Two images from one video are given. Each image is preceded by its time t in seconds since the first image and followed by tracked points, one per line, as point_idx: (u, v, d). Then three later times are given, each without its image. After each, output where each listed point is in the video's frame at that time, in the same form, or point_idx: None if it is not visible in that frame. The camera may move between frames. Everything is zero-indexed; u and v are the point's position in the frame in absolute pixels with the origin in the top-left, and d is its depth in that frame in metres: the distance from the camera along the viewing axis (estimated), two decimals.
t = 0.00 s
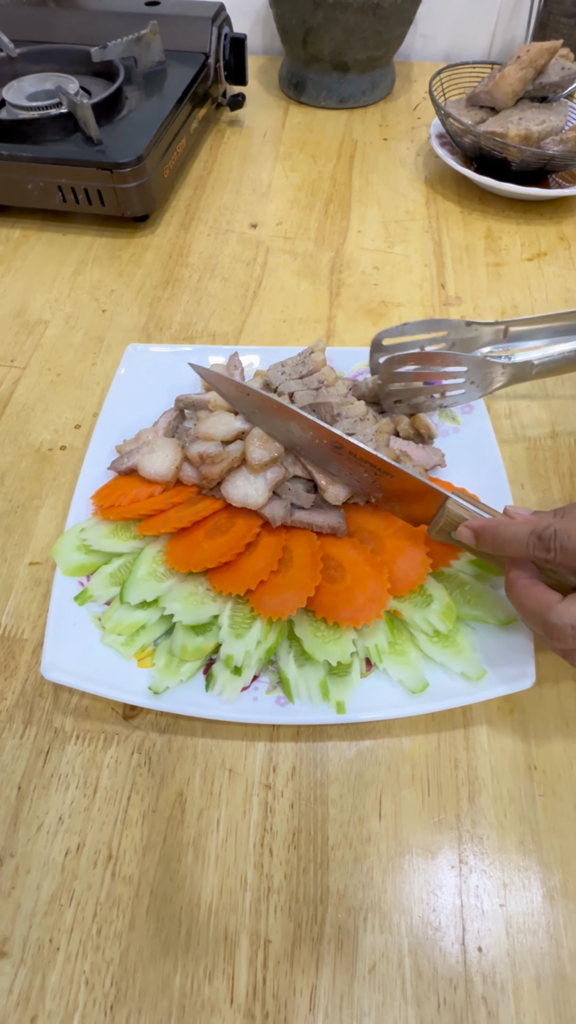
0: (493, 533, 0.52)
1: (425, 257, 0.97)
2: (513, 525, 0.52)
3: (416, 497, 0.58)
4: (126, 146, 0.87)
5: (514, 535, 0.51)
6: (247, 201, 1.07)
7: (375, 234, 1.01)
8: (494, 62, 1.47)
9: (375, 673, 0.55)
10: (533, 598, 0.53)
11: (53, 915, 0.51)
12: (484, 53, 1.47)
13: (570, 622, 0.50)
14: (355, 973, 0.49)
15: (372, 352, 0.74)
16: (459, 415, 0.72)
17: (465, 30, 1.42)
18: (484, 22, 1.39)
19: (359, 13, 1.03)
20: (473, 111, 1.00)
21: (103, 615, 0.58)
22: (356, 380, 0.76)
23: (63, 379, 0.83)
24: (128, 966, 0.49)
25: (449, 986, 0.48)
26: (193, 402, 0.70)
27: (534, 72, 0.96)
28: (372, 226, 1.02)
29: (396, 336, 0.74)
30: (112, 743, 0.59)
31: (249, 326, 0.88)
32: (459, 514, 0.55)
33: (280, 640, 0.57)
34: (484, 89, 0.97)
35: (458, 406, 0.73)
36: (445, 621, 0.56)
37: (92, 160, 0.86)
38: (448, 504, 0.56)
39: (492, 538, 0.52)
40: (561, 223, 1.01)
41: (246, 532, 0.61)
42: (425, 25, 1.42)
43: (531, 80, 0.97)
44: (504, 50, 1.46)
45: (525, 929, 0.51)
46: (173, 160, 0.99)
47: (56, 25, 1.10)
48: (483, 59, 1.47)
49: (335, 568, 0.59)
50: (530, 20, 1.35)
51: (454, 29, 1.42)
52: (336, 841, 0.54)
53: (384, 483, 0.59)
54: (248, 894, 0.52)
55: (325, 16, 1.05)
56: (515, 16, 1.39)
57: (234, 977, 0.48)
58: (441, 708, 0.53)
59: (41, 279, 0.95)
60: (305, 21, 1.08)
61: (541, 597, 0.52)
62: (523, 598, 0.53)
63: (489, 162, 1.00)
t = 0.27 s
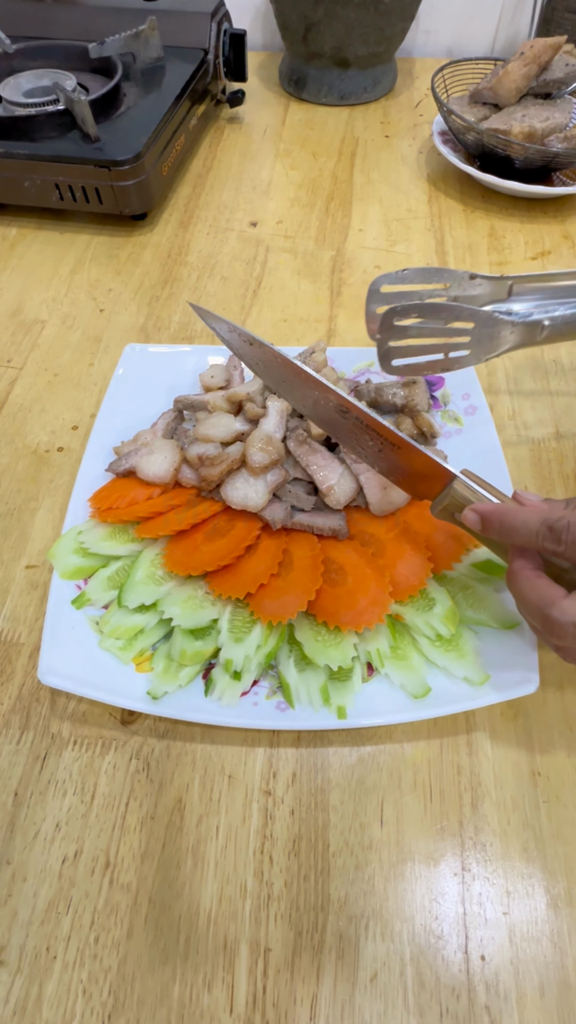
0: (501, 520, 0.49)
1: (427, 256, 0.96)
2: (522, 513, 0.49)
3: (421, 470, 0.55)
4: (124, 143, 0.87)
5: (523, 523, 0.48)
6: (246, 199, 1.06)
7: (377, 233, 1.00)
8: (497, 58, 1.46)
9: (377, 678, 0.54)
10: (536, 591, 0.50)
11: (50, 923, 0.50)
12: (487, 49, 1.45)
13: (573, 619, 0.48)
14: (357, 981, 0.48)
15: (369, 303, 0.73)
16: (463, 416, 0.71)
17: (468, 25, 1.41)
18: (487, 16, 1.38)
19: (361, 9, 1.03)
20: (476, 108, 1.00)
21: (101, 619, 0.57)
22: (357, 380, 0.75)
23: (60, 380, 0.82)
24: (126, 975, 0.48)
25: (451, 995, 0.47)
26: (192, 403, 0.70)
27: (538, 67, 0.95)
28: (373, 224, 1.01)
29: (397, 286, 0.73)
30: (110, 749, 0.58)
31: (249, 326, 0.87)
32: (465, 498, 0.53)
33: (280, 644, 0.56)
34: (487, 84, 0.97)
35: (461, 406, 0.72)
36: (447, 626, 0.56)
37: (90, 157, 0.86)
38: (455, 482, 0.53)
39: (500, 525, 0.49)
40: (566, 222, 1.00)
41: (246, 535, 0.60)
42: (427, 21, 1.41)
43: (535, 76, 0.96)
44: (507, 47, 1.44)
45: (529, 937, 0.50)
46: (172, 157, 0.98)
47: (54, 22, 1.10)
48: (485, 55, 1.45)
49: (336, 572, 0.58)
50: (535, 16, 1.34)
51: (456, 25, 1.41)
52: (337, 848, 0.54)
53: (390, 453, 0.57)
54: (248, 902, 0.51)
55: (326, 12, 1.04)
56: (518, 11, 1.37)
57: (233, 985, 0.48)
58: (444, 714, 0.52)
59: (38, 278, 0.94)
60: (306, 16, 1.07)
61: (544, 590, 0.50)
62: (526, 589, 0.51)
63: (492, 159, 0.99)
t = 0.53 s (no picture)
0: (542, 562, 0.49)
1: (429, 255, 0.95)
2: (564, 551, 0.49)
3: (453, 508, 0.52)
4: (123, 140, 0.86)
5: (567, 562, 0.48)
6: (246, 197, 1.05)
7: (379, 231, 0.99)
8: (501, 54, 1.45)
9: (378, 683, 0.54)
10: None
11: (47, 931, 0.49)
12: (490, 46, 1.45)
13: None
14: (358, 990, 0.47)
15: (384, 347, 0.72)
16: (465, 416, 0.70)
17: (471, 21, 1.39)
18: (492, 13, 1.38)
19: (362, 4, 1.02)
20: (479, 105, 0.99)
21: (98, 623, 0.56)
22: (359, 381, 0.74)
23: (57, 381, 0.81)
24: (124, 983, 0.47)
25: (454, 1004, 0.47)
26: (191, 404, 0.69)
27: (542, 64, 0.94)
28: (375, 223, 1.01)
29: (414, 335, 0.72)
30: (107, 755, 0.57)
31: (249, 326, 0.86)
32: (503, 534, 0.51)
33: (280, 649, 0.55)
34: (490, 81, 0.97)
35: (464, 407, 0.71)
36: (450, 629, 0.55)
37: (87, 154, 0.85)
38: (493, 523, 0.51)
39: (542, 567, 0.49)
40: (569, 220, 0.99)
41: (245, 538, 0.59)
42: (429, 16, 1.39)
43: (538, 73, 0.96)
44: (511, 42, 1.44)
45: (532, 945, 0.49)
46: (171, 155, 0.98)
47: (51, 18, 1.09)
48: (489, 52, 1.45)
49: (337, 575, 0.57)
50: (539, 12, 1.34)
51: (458, 21, 1.40)
52: (338, 855, 0.53)
53: (419, 492, 0.53)
54: (248, 910, 0.50)
55: (327, 7, 1.03)
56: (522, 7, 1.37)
57: (233, 994, 0.47)
58: (446, 719, 0.51)
59: (35, 278, 0.93)
60: (306, 12, 1.06)
61: None
62: None
63: (495, 157, 0.98)
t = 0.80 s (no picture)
0: None
1: (432, 254, 0.95)
2: None
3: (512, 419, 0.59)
4: (121, 138, 0.85)
5: None
6: (246, 196, 1.04)
7: (380, 230, 0.99)
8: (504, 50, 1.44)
9: (380, 688, 0.53)
10: None
11: (44, 939, 0.49)
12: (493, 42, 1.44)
13: None
14: (359, 1000, 0.46)
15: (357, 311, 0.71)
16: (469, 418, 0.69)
17: (474, 17, 1.39)
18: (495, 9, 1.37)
19: None
20: (482, 101, 0.99)
21: (96, 627, 0.55)
22: (361, 381, 0.73)
23: (54, 381, 0.80)
24: (123, 992, 0.47)
25: (456, 1014, 0.46)
26: (190, 405, 0.68)
27: (546, 59, 0.94)
28: (376, 221, 1.00)
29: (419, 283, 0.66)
30: (105, 761, 0.57)
31: (248, 326, 0.86)
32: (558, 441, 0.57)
33: (281, 653, 0.54)
34: (493, 77, 0.96)
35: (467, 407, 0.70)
36: (452, 634, 0.54)
37: (85, 151, 0.84)
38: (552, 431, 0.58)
39: None
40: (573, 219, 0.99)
41: (245, 541, 0.58)
42: (431, 12, 1.38)
43: (542, 69, 0.95)
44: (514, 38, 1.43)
45: (536, 954, 0.48)
46: (170, 152, 0.97)
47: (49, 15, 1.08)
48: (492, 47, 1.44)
49: (338, 578, 0.57)
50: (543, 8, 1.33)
51: (461, 18, 1.39)
52: (339, 862, 0.52)
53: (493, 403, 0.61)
54: (247, 918, 0.50)
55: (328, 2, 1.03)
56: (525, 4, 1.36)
57: (233, 1003, 0.46)
58: (449, 725, 0.50)
59: (32, 277, 0.92)
60: (307, 7, 1.06)
61: None
62: None
63: (498, 155, 0.97)
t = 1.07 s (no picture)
0: None
1: (434, 253, 0.94)
2: None
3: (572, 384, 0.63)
4: (119, 135, 0.85)
5: None
6: (246, 194, 1.04)
7: (382, 228, 0.98)
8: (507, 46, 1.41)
9: (382, 693, 0.52)
10: None
11: (41, 947, 0.48)
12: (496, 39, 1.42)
13: None
14: (361, 1009, 0.46)
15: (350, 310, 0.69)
16: (471, 420, 0.69)
17: (476, 14, 1.37)
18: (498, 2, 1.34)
19: None
20: (485, 98, 0.98)
21: (94, 631, 0.55)
22: (362, 381, 0.73)
23: (52, 382, 0.80)
24: (120, 1001, 0.46)
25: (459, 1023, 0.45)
26: (189, 406, 0.67)
27: (549, 57, 0.93)
28: (378, 219, 0.99)
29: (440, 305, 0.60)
30: (103, 766, 0.56)
31: (248, 326, 0.85)
32: None
33: (281, 657, 0.53)
34: (496, 74, 0.96)
35: (469, 409, 0.70)
36: (455, 638, 0.53)
37: (83, 149, 0.84)
38: None
39: None
40: None
41: (245, 543, 0.57)
42: (434, 8, 1.37)
43: (546, 65, 0.94)
44: (517, 34, 1.41)
45: (540, 962, 0.48)
46: (168, 150, 0.96)
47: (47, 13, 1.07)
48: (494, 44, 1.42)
49: (339, 581, 0.56)
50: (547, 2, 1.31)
51: (463, 14, 1.38)
52: (340, 869, 0.51)
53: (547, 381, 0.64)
54: (247, 926, 0.49)
55: None
56: None
57: (232, 1012, 0.46)
58: (451, 730, 0.50)
59: (29, 276, 0.92)
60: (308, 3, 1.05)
61: None
62: None
63: (502, 152, 0.97)
